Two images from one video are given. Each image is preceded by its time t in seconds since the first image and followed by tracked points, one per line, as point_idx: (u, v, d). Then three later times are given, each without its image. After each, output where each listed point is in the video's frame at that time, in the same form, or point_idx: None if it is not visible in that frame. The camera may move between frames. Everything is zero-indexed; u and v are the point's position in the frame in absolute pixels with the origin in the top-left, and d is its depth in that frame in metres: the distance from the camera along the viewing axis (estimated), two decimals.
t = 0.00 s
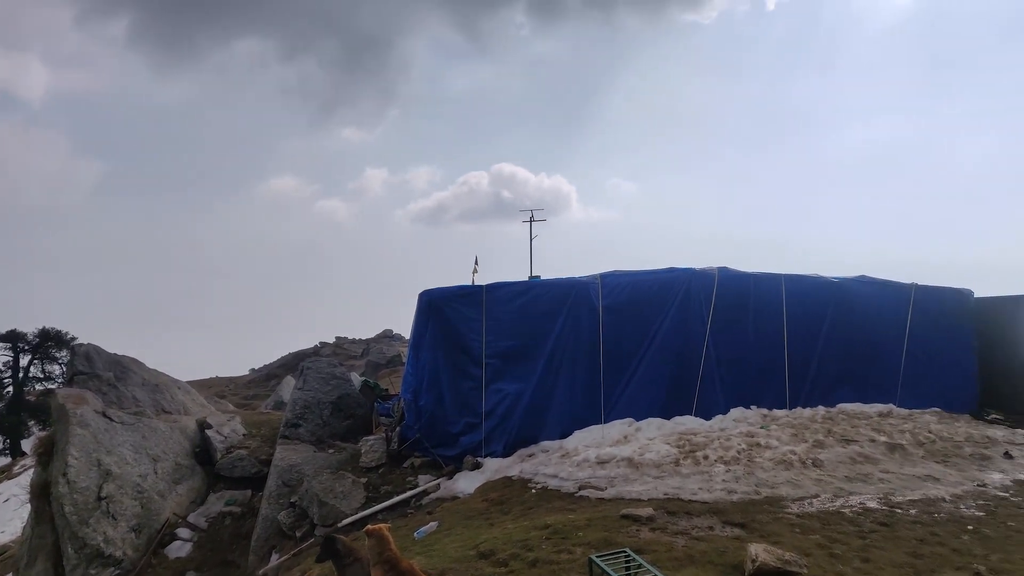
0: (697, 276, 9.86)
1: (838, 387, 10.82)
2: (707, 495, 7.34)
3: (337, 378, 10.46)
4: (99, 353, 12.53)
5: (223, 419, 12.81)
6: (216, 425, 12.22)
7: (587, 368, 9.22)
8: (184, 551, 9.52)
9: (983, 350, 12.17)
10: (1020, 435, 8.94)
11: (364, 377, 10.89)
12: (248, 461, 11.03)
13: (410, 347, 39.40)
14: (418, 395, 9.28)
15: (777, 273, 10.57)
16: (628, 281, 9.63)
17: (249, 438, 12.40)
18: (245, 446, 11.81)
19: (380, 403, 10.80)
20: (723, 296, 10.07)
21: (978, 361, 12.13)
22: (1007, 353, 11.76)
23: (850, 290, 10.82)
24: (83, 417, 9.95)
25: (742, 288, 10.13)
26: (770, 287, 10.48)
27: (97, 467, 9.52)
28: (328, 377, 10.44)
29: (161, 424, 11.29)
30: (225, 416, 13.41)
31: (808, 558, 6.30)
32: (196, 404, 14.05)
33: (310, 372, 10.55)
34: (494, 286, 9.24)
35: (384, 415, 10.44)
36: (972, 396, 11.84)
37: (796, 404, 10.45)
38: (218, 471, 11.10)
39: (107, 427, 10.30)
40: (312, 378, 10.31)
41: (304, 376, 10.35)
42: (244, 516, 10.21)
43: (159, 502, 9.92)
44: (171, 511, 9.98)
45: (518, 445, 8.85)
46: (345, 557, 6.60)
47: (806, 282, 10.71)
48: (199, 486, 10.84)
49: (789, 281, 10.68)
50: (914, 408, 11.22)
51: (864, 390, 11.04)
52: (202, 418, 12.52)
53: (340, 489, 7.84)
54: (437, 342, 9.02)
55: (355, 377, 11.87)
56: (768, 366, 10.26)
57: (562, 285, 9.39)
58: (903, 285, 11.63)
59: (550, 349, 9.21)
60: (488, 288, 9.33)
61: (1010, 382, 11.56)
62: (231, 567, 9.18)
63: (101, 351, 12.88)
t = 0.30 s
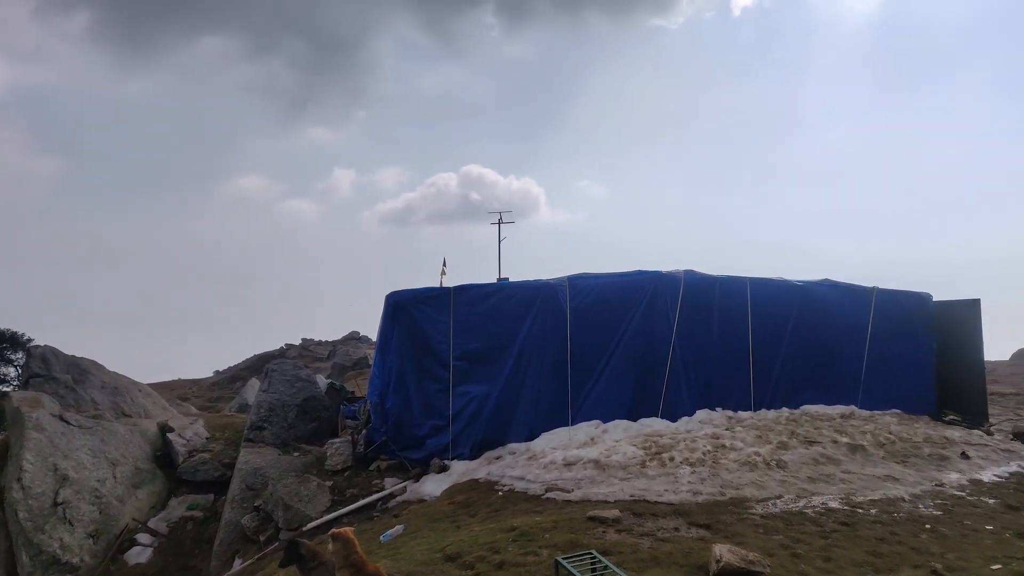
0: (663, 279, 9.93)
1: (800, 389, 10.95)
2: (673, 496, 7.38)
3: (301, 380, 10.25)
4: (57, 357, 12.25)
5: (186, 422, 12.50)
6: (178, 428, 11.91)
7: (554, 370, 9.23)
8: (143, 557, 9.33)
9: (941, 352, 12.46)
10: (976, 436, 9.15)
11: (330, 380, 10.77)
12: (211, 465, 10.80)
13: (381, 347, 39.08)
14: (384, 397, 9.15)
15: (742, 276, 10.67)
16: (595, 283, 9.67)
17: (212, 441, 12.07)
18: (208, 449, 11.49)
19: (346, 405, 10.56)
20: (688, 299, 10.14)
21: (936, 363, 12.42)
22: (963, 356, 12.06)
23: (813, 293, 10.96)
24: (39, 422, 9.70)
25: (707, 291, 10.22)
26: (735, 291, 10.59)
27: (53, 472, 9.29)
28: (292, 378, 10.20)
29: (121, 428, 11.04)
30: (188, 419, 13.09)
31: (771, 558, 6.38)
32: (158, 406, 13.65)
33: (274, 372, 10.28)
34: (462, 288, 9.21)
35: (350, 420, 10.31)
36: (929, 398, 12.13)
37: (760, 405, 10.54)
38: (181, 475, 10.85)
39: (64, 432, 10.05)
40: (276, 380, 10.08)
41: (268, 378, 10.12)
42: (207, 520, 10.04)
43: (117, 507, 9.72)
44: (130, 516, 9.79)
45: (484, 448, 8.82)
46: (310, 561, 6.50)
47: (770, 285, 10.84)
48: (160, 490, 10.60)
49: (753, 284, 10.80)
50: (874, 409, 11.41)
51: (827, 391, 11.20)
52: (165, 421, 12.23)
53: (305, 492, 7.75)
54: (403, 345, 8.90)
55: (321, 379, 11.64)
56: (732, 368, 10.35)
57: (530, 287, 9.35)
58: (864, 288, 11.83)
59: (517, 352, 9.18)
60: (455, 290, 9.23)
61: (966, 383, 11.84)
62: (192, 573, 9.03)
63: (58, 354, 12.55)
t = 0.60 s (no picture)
0: (627, 281, 10.00)
1: (761, 390, 11.09)
2: (635, 497, 7.41)
3: (263, 382, 10.11)
4: (6, 358, 11.82)
5: (143, 425, 12.21)
6: (134, 431, 11.62)
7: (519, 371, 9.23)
8: (97, 565, 9.10)
9: (896, 355, 12.75)
10: (930, 436, 9.36)
11: (294, 382, 10.46)
12: (169, 469, 10.61)
13: (350, 347, 38.65)
14: (346, 399, 9.03)
15: (705, 279, 10.78)
16: (560, 285, 9.71)
17: (171, 444, 11.82)
18: (166, 452, 11.26)
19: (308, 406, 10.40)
20: (651, 301, 10.22)
21: (892, 366, 12.72)
22: (917, 359, 12.37)
23: (773, 296, 11.14)
24: None
25: (670, 293, 10.31)
26: (698, 293, 10.69)
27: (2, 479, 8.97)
28: (254, 381, 10.07)
29: (74, 431, 10.70)
30: (145, 421, 12.78)
31: (731, 559, 6.45)
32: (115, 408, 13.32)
33: (235, 375, 10.15)
34: (426, 289, 9.11)
35: (312, 421, 9.88)
36: (884, 400, 12.41)
37: (721, 407, 10.66)
38: (137, 479, 10.60)
39: (15, 437, 9.71)
40: (237, 382, 9.94)
41: (229, 380, 9.97)
42: (163, 525, 9.86)
43: (70, 513, 9.43)
44: (83, 522, 9.52)
45: (448, 450, 8.79)
46: (269, 567, 6.38)
47: (733, 287, 10.97)
48: (116, 495, 10.33)
49: (716, 286, 10.92)
50: (833, 411, 11.61)
51: (787, 393, 11.36)
52: (121, 424, 11.91)
53: (265, 495, 7.71)
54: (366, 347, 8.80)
55: (283, 381, 11.46)
56: (694, 371, 10.47)
57: (495, 289, 9.33)
58: (824, 291, 12.03)
59: (482, 354, 9.16)
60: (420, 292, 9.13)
61: (922, 385, 12.10)
62: None
63: (7, 354, 12.10)
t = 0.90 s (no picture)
0: (590, 282, 10.06)
1: (723, 390, 11.22)
2: (599, 497, 7.45)
3: (223, 386, 9.95)
4: None
5: (98, 430, 11.89)
6: (89, 436, 11.32)
7: (483, 373, 9.22)
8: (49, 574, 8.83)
9: (855, 355, 13.00)
10: (887, 433, 9.57)
11: (255, 385, 10.62)
12: (125, 474, 10.37)
13: (317, 348, 38.16)
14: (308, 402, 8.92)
15: (668, 280, 10.88)
16: (525, 286, 9.73)
17: (127, 449, 11.54)
18: (122, 457, 11.00)
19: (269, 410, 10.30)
20: (615, 302, 10.29)
21: (851, 366, 12.97)
22: (874, 358, 12.61)
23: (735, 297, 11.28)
24: None
25: (634, 294, 10.40)
26: (660, 294, 10.78)
27: None
28: (214, 384, 9.91)
29: (26, 437, 10.36)
30: (101, 425, 12.45)
31: (693, 557, 6.51)
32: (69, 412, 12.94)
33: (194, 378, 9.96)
34: (390, 290, 9.06)
35: (274, 424, 9.78)
36: (843, 399, 12.63)
37: (684, 406, 10.75)
38: (92, 485, 10.32)
39: None
40: (197, 386, 9.76)
41: (189, 384, 9.78)
42: (118, 531, 9.66)
43: (20, 521, 9.14)
44: (34, 530, 9.23)
45: (412, 453, 8.74)
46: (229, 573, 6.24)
47: (695, 288, 11.08)
48: (69, 501, 10.06)
49: (678, 287, 11.02)
50: (793, 410, 11.78)
51: (748, 392, 11.50)
52: (75, 429, 11.57)
53: (225, 501, 7.62)
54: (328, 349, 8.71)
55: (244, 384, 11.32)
56: (657, 371, 10.55)
57: (459, 291, 9.31)
58: (785, 292, 12.22)
59: (446, 356, 9.13)
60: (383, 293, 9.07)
61: (878, 383, 12.36)
62: None
63: None
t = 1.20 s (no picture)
0: (561, 282, 10.10)
1: (692, 387, 11.32)
2: (570, 496, 7.47)
3: (191, 387, 9.84)
4: None
5: (62, 434, 11.67)
6: (51, 440, 11.10)
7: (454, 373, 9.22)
8: None
9: (823, 353, 13.20)
10: (853, 429, 9.73)
11: (222, 386, 10.42)
12: (90, 478, 10.19)
13: (290, 349, 37.74)
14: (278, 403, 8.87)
15: (638, 279, 10.94)
16: (496, 286, 9.74)
17: (91, 453, 11.34)
18: (86, 462, 10.81)
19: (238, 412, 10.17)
20: (586, 302, 10.34)
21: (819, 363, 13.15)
22: (840, 356, 12.81)
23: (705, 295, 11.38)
24: None
25: (605, 293, 10.45)
26: (631, 293, 10.84)
27: None
28: (181, 386, 9.79)
29: None
30: (64, 429, 12.21)
31: (664, 554, 6.55)
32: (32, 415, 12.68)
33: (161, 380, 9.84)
34: (360, 289, 9.03)
35: (242, 425, 9.84)
36: (811, 396, 12.81)
37: (654, 404, 10.83)
38: (55, 489, 10.12)
39: None
40: (164, 388, 9.65)
41: (155, 386, 9.66)
42: (83, 536, 9.46)
43: None
44: None
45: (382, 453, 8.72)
46: None
47: (665, 287, 11.16)
48: (31, 506, 9.87)
49: (649, 286, 11.10)
50: (762, 407, 11.91)
51: (718, 390, 11.61)
52: (37, 433, 11.34)
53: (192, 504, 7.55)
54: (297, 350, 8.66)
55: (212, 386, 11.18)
56: (628, 370, 10.62)
57: (429, 290, 9.30)
58: (754, 290, 12.35)
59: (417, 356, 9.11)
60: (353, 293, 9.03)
61: (844, 381, 12.54)
62: None
63: None
